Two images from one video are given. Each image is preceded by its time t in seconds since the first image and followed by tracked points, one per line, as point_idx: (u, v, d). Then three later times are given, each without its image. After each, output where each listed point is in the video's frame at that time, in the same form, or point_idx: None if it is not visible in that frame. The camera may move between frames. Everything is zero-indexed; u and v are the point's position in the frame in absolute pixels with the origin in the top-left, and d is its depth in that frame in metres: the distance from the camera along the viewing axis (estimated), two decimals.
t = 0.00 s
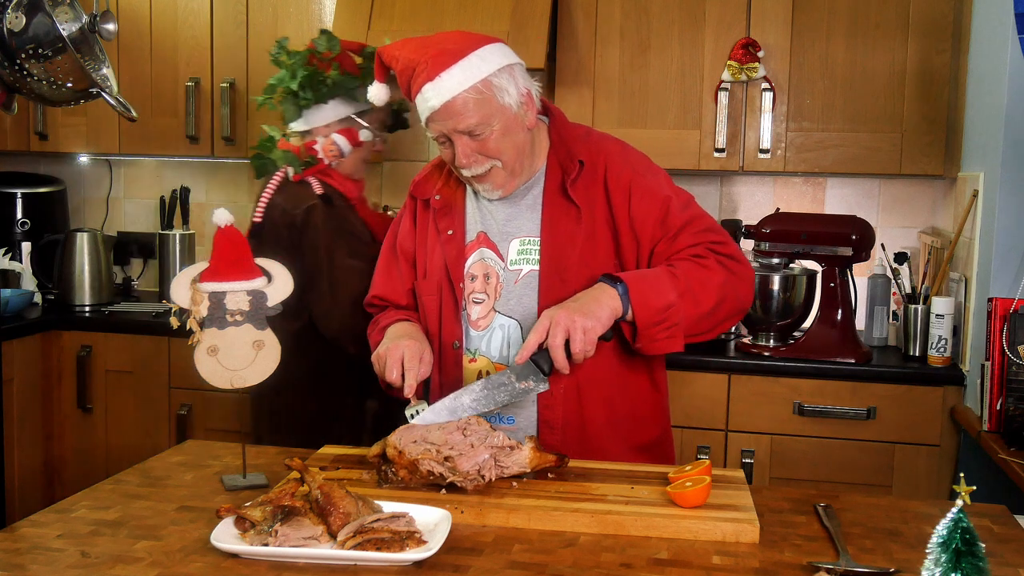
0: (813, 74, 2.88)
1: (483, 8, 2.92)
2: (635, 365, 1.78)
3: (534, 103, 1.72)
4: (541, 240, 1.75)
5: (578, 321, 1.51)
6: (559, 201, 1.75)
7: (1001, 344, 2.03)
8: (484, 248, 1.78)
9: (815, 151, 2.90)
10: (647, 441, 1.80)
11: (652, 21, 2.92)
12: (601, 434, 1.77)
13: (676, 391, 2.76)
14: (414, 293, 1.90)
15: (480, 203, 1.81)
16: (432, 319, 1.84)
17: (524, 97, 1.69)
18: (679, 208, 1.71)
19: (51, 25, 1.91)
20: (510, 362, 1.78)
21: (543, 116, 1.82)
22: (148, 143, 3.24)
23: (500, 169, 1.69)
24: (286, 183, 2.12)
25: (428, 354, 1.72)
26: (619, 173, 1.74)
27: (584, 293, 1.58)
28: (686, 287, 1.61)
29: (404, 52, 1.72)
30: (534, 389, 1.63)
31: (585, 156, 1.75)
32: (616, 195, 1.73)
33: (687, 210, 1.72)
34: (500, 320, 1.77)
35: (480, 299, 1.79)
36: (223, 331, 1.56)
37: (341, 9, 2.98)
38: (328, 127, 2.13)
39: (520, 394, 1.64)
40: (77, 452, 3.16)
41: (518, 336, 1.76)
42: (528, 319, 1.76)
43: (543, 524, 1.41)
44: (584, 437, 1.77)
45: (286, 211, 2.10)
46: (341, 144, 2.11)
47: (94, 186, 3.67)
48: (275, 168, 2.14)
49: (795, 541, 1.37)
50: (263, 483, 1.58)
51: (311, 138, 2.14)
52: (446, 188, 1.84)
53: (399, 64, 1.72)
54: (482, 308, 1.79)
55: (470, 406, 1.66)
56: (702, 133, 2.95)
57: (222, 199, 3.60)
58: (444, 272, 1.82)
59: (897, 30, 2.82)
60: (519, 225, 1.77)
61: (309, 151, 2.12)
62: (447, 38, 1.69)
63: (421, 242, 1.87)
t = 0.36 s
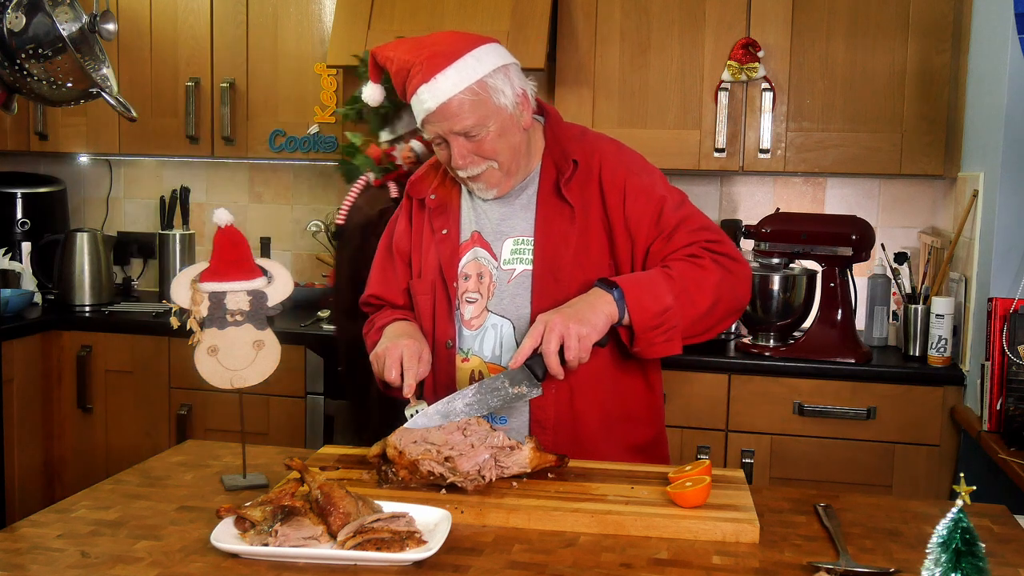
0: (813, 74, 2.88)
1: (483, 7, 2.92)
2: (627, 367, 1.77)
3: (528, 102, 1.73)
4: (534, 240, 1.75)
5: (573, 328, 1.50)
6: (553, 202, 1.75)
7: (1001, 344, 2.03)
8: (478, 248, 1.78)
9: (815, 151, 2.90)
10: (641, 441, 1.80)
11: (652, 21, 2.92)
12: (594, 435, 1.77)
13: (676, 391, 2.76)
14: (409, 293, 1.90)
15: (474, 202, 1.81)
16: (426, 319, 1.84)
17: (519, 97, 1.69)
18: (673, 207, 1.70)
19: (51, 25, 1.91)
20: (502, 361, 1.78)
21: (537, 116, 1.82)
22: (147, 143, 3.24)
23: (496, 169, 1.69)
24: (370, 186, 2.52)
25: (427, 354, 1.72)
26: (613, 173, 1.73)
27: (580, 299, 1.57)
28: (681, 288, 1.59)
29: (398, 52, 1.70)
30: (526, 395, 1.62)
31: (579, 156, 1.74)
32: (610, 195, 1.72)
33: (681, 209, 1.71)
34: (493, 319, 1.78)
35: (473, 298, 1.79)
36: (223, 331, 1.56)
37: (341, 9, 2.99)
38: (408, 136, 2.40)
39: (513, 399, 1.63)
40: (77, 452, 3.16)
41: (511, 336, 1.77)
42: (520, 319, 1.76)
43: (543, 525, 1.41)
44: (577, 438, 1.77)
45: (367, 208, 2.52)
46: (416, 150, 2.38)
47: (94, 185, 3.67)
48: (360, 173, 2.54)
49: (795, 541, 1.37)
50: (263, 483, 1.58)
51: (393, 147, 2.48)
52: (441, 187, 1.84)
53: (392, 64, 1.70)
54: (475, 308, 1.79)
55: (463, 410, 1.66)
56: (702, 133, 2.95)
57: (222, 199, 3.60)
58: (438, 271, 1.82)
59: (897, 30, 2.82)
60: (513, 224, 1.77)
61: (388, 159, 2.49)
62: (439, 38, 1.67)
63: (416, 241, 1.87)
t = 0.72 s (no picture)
0: (813, 74, 2.88)
1: (483, 7, 2.92)
2: (624, 365, 1.77)
3: (525, 104, 1.73)
4: (530, 238, 1.75)
5: (567, 315, 1.49)
6: (548, 199, 1.75)
7: (1001, 345, 2.03)
8: (474, 247, 1.78)
9: (815, 151, 2.90)
10: (638, 440, 1.79)
11: (652, 21, 2.92)
12: (590, 433, 1.77)
13: (676, 391, 2.76)
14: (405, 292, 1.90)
15: (469, 202, 1.80)
16: (423, 318, 1.84)
17: (517, 100, 1.69)
18: (668, 197, 1.70)
19: (51, 25, 1.91)
20: (498, 361, 1.78)
21: (533, 113, 1.81)
22: (147, 143, 3.24)
23: (495, 172, 1.69)
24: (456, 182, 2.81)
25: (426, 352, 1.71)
26: (608, 170, 1.73)
27: (571, 283, 1.55)
28: (675, 272, 1.59)
29: (393, 56, 1.68)
30: (528, 383, 1.63)
31: (573, 153, 1.74)
32: (605, 192, 1.72)
33: (677, 198, 1.71)
34: (489, 319, 1.78)
35: (469, 298, 1.78)
36: (223, 331, 1.56)
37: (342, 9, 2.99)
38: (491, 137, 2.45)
39: (514, 389, 1.65)
40: (77, 452, 3.16)
41: (507, 335, 1.77)
42: (517, 319, 1.76)
43: (543, 524, 1.41)
44: (573, 435, 1.77)
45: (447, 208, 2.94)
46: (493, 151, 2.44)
47: (94, 186, 3.67)
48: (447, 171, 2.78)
49: (795, 541, 1.37)
50: (263, 483, 1.58)
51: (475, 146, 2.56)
52: (437, 187, 1.83)
53: (388, 69, 1.68)
54: (471, 308, 1.78)
55: (467, 407, 1.66)
56: (701, 133, 2.94)
57: (222, 199, 3.60)
58: (434, 271, 1.82)
59: (897, 30, 2.82)
60: (509, 224, 1.77)
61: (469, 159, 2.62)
62: (436, 41, 1.66)
63: (412, 241, 1.87)
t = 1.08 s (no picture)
0: (813, 74, 2.88)
1: (483, 7, 2.92)
2: (623, 369, 1.77)
3: (524, 104, 1.74)
4: (523, 235, 1.74)
5: (550, 328, 1.49)
6: (538, 194, 1.75)
7: (1001, 345, 2.02)
8: (468, 245, 1.78)
9: (815, 151, 2.90)
10: (637, 441, 1.79)
11: (652, 20, 2.92)
12: (591, 435, 1.77)
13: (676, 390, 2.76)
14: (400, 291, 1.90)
15: (463, 200, 1.80)
16: (420, 317, 1.84)
17: (516, 99, 1.70)
18: (653, 198, 1.68)
19: (51, 25, 1.91)
20: (495, 358, 1.78)
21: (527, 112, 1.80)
22: (147, 143, 3.24)
23: (494, 171, 1.69)
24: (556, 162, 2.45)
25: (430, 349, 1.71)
26: (598, 166, 1.72)
27: (553, 297, 1.56)
28: (653, 281, 1.57)
29: (392, 52, 1.68)
30: (519, 399, 1.60)
31: (564, 148, 1.73)
32: (594, 188, 1.71)
33: (663, 200, 1.69)
34: (485, 316, 1.77)
35: (465, 296, 1.79)
36: (223, 331, 1.56)
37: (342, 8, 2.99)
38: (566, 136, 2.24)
39: (507, 404, 1.61)
40: (77, 453, 3.16)
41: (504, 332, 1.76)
42: (513, 316, 1.76)
43: (543, 524, 1.41)
44: (574, 437, 1.77)
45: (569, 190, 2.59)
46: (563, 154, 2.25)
47: (94, 186, 3.67)
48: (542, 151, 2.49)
49: (795, 541, 1.37)
50: (262, 483, 1.58)
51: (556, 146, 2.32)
52: (432, 186, 1.83)
53: (387, 65, 1.68)
54: (466, 306, 1.79)
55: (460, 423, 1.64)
56: (702, 133, 2.94)
57: (222, 198, 3.60)
58: (430, 269, 1.82)
59: (897, 30, 2.82)
60: (503, 221, 1.77)
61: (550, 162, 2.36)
62: (436, 39, 1.67)
63: (407, 241, 1.87)
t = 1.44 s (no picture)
0: (813, 74, 2.88)
1: (483, 7, 2.92)
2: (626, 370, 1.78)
3: (527, 102, 1.75)
4: (534, 239, 1.75)
5: (584, 334, 1.52)
6: (549, 199, 1.75)
7: (1001, 344, 2.02)
8: (475, 247, 1.78)
9: (815, 151, 2.90)
10: (639, 442, 1.80)
11: (652, 20, 2.92)
12: (597, 436, 1.76)
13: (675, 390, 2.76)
14: (399, 292, 1.89)
15: (470, 202, 1.81)
16: (422, 318, 1.83)
17: (520, 94, 1.71)
18: (670, 208, 1.71)
19: (51, 25, 1.91)
20: (503, 360, 1.77)
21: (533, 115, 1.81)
22: (147, 143, 3.24)
23: (496, 164, 1.68)
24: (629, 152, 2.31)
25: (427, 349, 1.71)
26: (609, 174, 1.74)
27: (585, 304, 1.58)
28: (679, 294, 1.60)
29: (396, 43, 1.69)
30: (539, 400, 1.61)
31: (575, 154, 1.75)
32: (605, 195, 1.72)
33: (679, 211, 1.72)
34: (493, 318, 1.77)
35: (471, 298, 1.79)
36: (223, 331, 1.56)
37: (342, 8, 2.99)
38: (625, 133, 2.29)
39: (525, 404, 1.62)
40: (77, 452, 3.16)
41: (512, 334, 1.77)
42: (522, 318, 1.76)
43: (543, 524, 1.41)
44: (579, 437, 1.77)
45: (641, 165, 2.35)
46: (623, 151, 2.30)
47: (94, 186, 3.67)
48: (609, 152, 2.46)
49: (795, 541, 1.37)
50: (263, 483, 1.58)
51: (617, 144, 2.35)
52: (436, 187, 1.83)
53: (390, 56, 1.69)
54: (474, 307, 1.78)
55: (477, 416, 1.64)
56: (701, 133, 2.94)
57: (222, 199, 3.60)
58: (435, 271, 1.81)
59: (897, 30, 2.82)
60: (511, 225, 1.77)
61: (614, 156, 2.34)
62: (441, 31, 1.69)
63: (409, 241, 1.86)
